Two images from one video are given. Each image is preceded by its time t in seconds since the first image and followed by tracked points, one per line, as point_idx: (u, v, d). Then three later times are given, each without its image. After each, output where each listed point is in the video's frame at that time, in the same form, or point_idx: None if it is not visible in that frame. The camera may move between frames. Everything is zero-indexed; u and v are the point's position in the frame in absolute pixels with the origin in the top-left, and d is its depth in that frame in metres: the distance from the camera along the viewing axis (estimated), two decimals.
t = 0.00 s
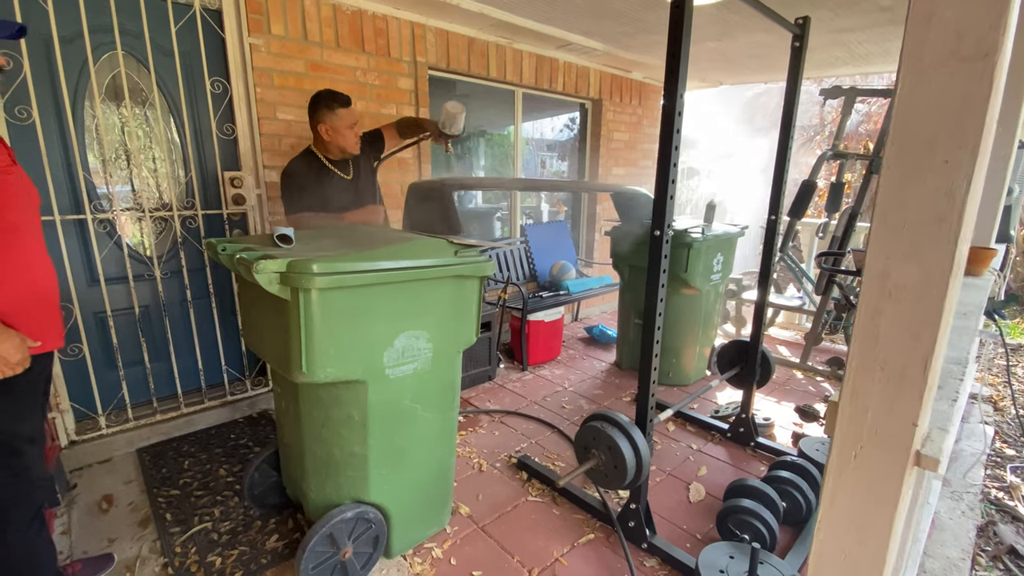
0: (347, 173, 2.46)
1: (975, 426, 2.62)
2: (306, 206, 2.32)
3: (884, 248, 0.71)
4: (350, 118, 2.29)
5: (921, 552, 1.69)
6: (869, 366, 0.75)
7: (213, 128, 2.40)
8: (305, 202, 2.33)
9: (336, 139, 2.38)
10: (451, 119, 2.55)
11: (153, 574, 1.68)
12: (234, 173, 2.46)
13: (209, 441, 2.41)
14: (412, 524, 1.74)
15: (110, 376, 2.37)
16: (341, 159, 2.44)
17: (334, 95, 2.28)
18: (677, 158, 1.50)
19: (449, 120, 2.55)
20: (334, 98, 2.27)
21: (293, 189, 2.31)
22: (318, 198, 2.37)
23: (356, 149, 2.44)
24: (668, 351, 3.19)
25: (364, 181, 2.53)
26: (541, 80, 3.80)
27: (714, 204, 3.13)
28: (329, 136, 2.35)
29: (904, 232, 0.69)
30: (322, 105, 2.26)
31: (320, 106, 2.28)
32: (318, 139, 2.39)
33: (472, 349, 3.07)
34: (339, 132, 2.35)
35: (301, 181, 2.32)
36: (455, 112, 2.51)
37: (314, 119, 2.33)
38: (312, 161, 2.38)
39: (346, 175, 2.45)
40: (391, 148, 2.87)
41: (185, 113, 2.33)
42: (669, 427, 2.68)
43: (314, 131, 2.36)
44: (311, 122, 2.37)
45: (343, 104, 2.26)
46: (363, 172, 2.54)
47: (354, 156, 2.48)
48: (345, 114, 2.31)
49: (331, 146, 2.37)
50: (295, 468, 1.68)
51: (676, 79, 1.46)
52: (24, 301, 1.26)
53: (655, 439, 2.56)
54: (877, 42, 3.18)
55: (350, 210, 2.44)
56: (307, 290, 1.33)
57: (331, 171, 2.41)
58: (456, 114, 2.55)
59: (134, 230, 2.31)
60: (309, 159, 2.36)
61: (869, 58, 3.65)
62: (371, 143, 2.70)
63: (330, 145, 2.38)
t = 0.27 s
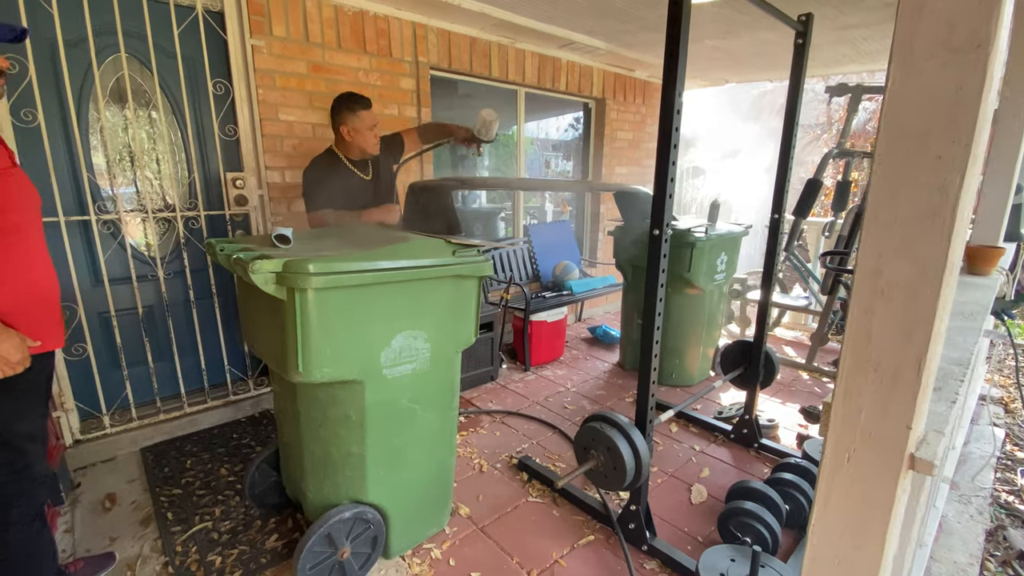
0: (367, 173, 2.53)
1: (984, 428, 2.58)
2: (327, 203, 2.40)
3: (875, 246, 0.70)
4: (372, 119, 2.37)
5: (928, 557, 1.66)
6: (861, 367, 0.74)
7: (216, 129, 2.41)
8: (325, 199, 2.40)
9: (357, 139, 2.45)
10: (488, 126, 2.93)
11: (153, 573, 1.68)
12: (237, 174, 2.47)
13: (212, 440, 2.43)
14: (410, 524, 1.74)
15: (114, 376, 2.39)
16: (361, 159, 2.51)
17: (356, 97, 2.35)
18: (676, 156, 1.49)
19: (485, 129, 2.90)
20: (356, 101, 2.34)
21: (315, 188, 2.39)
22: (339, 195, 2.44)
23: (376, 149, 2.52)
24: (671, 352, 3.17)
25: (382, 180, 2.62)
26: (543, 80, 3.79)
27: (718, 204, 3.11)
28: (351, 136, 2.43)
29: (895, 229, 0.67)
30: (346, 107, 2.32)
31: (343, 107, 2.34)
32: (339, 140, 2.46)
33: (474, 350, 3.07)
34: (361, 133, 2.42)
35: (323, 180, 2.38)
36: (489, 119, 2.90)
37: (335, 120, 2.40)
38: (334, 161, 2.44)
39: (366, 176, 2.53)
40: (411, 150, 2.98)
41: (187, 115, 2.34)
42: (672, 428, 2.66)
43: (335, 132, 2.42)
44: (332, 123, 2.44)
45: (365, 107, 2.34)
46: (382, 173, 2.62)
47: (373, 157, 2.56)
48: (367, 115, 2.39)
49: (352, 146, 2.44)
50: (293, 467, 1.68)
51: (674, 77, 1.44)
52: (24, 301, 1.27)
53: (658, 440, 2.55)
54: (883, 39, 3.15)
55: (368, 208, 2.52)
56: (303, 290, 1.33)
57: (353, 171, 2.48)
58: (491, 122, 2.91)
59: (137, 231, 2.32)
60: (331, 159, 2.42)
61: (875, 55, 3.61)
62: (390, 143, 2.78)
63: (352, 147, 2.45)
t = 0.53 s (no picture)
0: (376, 174, 2.60)
1: (995, 433, 2.51)
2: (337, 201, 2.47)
3: (855, 250, 0.67)
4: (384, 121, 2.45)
5: (933, 567, 1.61)
6: (842, 376, 0.71)
7: (216, 131, 2.42)
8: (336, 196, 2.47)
9: (369, 141, 2.52)
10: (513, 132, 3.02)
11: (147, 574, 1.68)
12: (237, 176, 2.48)
13: (211, 441, 2.44)
14: (403, 528, 1.72)
15: (115, 377, 2.41)
16: (372, 159, 2.59)
17: (368, 100, 2.43)
18: (670, 156, 1.46)
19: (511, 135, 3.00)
20: (368, 104, 2.42)
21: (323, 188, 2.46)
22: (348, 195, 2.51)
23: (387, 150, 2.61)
24: (674, 354, 3.13)
25: (391, 180, 2.67)
26: (546, 80, 3.77)
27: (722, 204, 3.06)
28: (363, 137, 2.50)
29: (875, 232, 0.65)
30: (359, 111, 2.41)
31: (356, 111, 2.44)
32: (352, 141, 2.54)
33: (474, 351, 3.05)
34: (374, 135, 2.49)
35: (333, 179, 2.46)
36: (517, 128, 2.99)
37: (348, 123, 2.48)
38: (343, 161, 2.52)
39: (374, 176, 2.60)
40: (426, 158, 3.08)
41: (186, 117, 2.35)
42: (674, 432, 2.62)
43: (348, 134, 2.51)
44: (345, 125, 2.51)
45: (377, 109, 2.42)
46: (392, 173, 2.68)
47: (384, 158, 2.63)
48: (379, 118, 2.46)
49: (364, 147, 2.52)
50: (285, 469, 1.67)
51: (668, 74, 1.41)
52: (13, 303, 1.27)
53: (659, 444, 2.51)
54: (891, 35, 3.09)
55: (377, 206, 2.56)
56: (291, 292, 1.32)
57: (361, 170, 2.55)
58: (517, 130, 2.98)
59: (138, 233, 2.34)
60: (340, 160, 2.50)
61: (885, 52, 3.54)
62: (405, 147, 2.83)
63: (364, 147, 2.53)
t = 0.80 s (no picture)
0: (376, 175, 2.85)
1: (1004, 442, 2.43)
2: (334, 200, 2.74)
3: (810, 263, 0.65)
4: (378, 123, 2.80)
5: None
6: (798, 395, 0.70)
7: (211, 134, 2.44)
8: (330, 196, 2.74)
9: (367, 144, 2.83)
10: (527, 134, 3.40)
11: None
12: (232, 179, 2.49)
13: (207, 443, 2.45)
14: (389, 536, 1.71)
15: (112, 378, 2.43)
16: (371, 163, 2.84)
17: (365, 109, 2.78)
18: (657, 159, 1.42)
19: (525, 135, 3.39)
20: (365, 109, 2.77)
21: (323, 187, 2.72)
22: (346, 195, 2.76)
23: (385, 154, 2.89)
24: (675, 358, 3.07)
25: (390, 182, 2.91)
26: (547, 81, 3.74)
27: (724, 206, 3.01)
28: (362, 141, 2.81)
29: (829, 246, 0.63)
30: (354, 115, 2.74)
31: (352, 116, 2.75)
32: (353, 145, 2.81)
33: (470, 354, 3.03)
34: (371, 138, 2.82)
35: (331, 178, 2.72)
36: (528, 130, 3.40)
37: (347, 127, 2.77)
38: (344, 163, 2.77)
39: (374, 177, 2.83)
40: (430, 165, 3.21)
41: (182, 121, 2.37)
42: (672, 438, 2.58)
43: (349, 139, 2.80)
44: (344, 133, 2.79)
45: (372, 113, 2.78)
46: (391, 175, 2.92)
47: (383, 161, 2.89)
48: (376, 123, 2.82)
49: (362, 150, 2.81)
50: (270, 474, 1.67)
51: (654, 75, 1.38)
52: None
53: (655, 450, 2.47)
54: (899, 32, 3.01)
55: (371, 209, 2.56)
56: (268, 298, 1.31)
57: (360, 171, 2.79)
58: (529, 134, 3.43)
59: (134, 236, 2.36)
60: (341, 160, 2.76)
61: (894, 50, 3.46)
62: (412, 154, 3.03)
63: (363, 150, 2.83)
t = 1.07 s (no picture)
0: (367, 178, 2.78)
1: (1012, 452, 2.36)
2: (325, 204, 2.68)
3: (758, 275, 0.64)
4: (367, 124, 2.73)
5: None
6: (748, 415, 0.68)
7: (208, 136, 2.45)
8: (321, 199, 2.68)
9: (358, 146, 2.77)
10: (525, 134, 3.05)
11: None
12: (229, 180, 2.51)
13: (202, 443, 2.46)
14: (374, 541, 1.70)
15: (109, 378, 2.45)
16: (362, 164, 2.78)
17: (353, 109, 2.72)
18: (643, 162, 1.39)
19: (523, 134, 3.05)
20: (352, 110, 2.71)
21: (312, 190, 2.66)
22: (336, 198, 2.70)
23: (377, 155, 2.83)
24: (674, 362, 3.03)
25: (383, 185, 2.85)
26: (549, 82, 3.71)
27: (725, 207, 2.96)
28: (352, 143, 2.76)
29: (775, 258, 0.62)
30: (342, 117, 2.69)
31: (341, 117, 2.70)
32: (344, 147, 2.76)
33: (467, 356, 3.01)
34: (360, 139, 2.76)
35: (321, 181, 2.67)
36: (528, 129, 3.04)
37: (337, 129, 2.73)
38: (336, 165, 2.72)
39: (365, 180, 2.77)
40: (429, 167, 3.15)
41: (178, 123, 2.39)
42: (668, 444, 2.54)
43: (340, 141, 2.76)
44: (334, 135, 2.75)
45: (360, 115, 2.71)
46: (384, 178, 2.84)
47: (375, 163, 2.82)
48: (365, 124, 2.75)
49: (353, 152, 2.76)
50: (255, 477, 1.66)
51: (639, 76, 1.34)
52: None
53: (651, 456, 2.44)
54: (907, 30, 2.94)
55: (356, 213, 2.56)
56: (247, 301, 1.31)
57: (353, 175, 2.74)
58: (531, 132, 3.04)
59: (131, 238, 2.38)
60: (332, 163, 2.70)
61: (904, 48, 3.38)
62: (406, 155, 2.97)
63: (353, 152, 2.76)
